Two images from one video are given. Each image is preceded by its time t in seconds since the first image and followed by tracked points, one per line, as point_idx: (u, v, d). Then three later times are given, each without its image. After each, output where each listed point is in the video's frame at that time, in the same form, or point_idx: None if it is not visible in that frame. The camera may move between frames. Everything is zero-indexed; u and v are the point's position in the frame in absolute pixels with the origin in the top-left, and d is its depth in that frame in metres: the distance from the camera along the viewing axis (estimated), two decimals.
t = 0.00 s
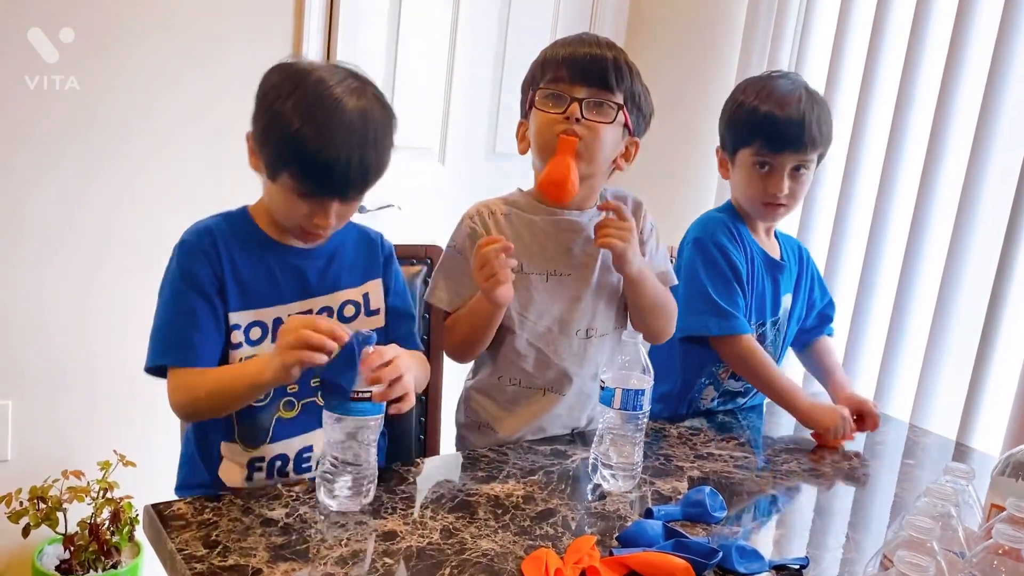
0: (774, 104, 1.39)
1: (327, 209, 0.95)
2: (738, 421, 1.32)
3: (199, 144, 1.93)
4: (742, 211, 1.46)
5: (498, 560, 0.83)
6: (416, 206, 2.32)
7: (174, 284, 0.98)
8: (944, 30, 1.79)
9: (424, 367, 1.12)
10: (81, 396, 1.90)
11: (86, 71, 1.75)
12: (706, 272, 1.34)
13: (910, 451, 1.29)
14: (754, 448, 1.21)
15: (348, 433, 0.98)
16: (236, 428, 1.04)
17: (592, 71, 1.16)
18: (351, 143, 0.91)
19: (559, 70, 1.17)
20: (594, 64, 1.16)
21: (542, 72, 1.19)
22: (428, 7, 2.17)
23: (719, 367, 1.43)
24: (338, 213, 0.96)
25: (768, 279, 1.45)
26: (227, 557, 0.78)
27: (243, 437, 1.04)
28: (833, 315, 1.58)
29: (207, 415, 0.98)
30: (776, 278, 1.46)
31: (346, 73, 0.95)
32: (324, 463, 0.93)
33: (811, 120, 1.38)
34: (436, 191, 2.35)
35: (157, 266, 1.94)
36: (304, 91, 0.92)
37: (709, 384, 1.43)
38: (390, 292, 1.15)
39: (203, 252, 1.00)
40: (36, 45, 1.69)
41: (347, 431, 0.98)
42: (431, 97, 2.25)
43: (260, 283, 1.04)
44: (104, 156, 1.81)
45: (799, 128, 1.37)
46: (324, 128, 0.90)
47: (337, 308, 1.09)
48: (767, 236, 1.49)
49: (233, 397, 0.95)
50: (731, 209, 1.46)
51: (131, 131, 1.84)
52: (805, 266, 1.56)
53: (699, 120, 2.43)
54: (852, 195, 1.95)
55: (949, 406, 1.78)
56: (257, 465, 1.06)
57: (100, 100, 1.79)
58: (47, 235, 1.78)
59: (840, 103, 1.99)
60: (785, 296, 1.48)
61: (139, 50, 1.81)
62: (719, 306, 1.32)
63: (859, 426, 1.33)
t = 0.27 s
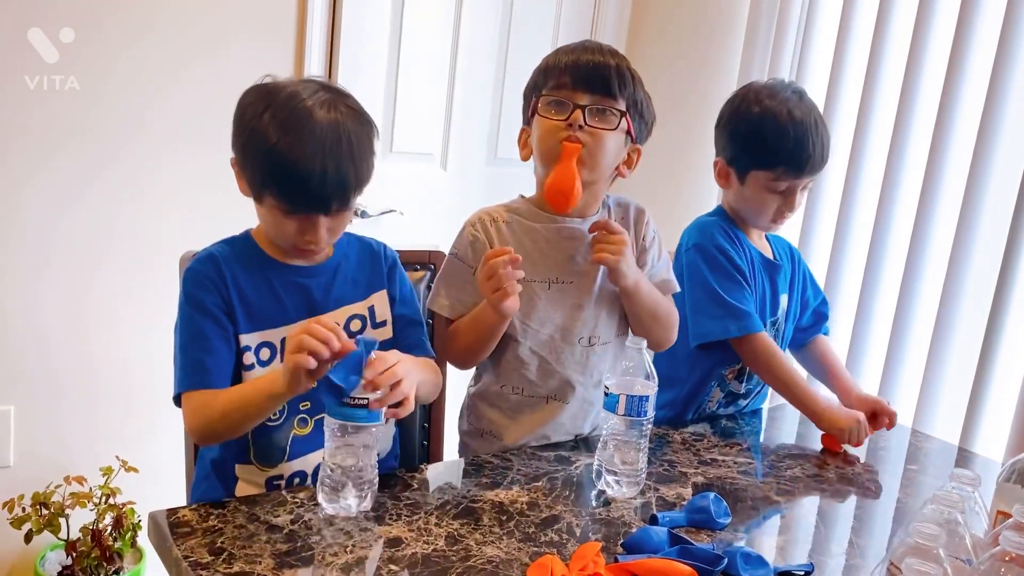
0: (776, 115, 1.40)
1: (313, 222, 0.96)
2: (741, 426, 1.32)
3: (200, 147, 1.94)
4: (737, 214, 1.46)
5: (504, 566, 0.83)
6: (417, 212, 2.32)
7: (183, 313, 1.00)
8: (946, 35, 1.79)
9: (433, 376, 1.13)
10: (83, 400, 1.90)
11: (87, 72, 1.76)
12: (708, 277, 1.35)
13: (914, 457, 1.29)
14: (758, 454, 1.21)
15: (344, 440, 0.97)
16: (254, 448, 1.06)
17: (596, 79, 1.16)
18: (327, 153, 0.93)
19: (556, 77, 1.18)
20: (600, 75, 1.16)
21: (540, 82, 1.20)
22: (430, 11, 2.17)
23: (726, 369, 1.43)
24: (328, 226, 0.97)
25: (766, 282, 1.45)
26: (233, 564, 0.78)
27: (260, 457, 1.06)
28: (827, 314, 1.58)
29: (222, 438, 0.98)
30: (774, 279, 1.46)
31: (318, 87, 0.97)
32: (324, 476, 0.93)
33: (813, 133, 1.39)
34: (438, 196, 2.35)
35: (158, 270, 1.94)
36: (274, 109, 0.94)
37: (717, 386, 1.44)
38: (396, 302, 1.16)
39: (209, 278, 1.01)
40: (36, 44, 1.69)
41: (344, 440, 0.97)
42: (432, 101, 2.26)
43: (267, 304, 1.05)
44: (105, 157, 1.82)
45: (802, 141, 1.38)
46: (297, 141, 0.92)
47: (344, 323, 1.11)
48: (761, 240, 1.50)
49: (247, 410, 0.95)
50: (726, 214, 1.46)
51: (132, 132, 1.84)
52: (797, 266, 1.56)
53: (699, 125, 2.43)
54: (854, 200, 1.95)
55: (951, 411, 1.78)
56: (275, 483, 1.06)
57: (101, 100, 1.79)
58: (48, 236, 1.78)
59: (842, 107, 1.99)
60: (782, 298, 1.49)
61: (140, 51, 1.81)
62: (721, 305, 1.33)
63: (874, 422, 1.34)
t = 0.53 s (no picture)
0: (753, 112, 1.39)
1: (307, 225, 0.96)
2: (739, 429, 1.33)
3: (200, 149, 1.95)
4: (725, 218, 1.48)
5: (503, 569, 0.84)
6: (416, 215, 2.32)
7: (180, 326, 1.00)
8: (944, 38, 1.79)
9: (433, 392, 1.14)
10: (82, 403, 1.90)
11: (88, 73, 1.76)
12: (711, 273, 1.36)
13: (912, 460, 1.29)
14: (756, 457, 1.21)
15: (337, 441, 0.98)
16: (254, 459, 1.06)
17: (593, 84, 1.17)
18: (318, 153, 0.94)
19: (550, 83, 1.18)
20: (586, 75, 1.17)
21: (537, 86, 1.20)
22: (429, 14, 2.18)
23: (724, 368, 1.44)
24: (322, 229, 0.97)
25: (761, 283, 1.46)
26: (232, 567, 0.78)
27: (261, 466, 1.07)
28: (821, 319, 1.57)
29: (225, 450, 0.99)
30: (770, 280, 1.47)
31: (308, 91, 0.99)
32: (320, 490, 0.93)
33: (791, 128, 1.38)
34: (437, 201, 2.36)
35: (157, 273, 1.94)
36: (266, 111, 0.96)
37: (716, 387, 1.44)
38: (396, 309, 1.17)
39: (206, 291, 1.01)
40: (36, 45, 1.69)
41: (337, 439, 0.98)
42: (431, 104, 2.27)
43: (265, 314, 1.06)
44: (105, 158, 1.82)
45: (778, 137, 1.37)
46: (288, 141, 0.94)
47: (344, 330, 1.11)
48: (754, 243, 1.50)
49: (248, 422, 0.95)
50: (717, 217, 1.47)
51: (132, 134, 1.84)
52: (794, 273, 1.56)
53: (697, 129, 2.44)
54: (852, 202, 1.95)
55: (950, 414, 1.78)
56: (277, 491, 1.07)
57: (101, 101, 1.79)
58: (48, 237, 1.78)
59: (840, 110, 2.00)
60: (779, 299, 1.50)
61: (140, 53, 1.82)
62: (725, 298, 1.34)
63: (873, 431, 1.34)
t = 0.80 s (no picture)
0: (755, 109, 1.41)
1: (299, 219, 0.97)
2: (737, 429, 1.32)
3: (198, 150, 1.95)
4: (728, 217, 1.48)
5: (500, 570, 0.83)
6: (415, 217, 2.32)
7: (175, 328, 1.00)
8: (942, 38, 1.80)
9: (432, 389, 1.14)
10: (81, 404, 1.90)
11: (87, 73, 1.76)
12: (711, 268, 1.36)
13: (910, 460, 1.29)
14: (754, 457, 1.21)
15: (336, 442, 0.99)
16: (249, 462, 1.06)
17: (587, 84, 1.17)
18: (308, 147, 0.96)
19: (544, 82, 1.18)
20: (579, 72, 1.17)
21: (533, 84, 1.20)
22: (428, 16, 2.18)
23: (716, 367, 1.44)
24: (315, 224, 0.99)
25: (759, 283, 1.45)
26: (228, 568, 0.78)
27: (256, 470, 1.06)
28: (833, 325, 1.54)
29: (216, 453, 0.98)
30: (770, 282, 1.46)
31: (297, 87, 1.01)
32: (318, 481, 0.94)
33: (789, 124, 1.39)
34: (435, 203, 2.36)
35: (156, 275, 1.94)
36: (257, 106, 0.98)
37: (707, 385, 1.44)
38: (392, 311, 1.16)
39: (201, 293, 1.01)
40: (36, 44, 1.69)
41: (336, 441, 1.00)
42: (430, 106, 2.27)
43: (261, 316, 1.06)
44: (104, 159, 1.82)
45: (773, 132, 1.38)
46: (279, 136, 0.96)
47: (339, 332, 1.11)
48: (759, 246, 1.50)
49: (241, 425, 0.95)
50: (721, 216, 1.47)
51: (131, 135, 1.84)
52: (805, 275, 1.56)
53: (695, 131, 2.44)
54: (851, 203, 1.95)
55: (949, 416, 1.78)
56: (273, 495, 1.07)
57: (101, 101, 1.79)
58: (47, 238, 1.78)
59: (839, 111, 2.00)
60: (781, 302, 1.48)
61: (139, 53, 1.82)
62: (721, 290, 1.34)
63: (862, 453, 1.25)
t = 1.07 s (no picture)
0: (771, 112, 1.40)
1: (292, 212, 0.98)
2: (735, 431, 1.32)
3: (196, 152, 1.95)
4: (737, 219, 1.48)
5: (494, 572, 0.83)
6: (412, 219, 2.32)
7: (170, 330, 1.00)
8: (939, 39, 1.80)
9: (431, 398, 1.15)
10: (79, 406, 1.89)
11: (85, 73, 1.76)
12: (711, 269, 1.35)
13: (907, 461, 1.29)
14: (750, 459, 1.21)
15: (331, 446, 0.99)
16: (244, 464, 1.06)
17: (579, 90, 1.16)
18: (300, 141, 0.97)
19: (535, 85, 1.18)
20: (569, 76, 1.16)
21: (524, 87, 1.20)
22: (426, 17, 2.19)
23: (714, 374, 1.43)
24: (308, 218, 0.99)
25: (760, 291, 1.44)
26: (220, 570, 0.78)
27: (251, 471, 1.06)
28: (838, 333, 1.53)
29: (207, 456, 0.98)
30: (772, 289, 1.46)
31: (289, 83, 1.03)
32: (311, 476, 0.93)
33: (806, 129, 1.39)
34: (433, 204, 2.36)
35: (153, 276, 1.94)
36: (250, 102, 0.99)
37: (703, 392, 1.44)
38: (388, 313, 1.16)
39: (196, 295, 1.01)
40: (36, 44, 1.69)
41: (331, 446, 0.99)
42: (428, 108, 2.27)
43: (256, 318, 1.06)
44: (103, 159, 1.82)
45: (786, 134, 1.38)
46: (271, 130, 0.97)
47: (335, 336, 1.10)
48: (765, 253, 1.49)
49: (233, 429, 0.95)
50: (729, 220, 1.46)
51: (130, 136, 1.84)
52: (812, 280, 1.55)
53: (692, 132, 2.44)
54: (849, 204, 1.95)
55: (947, 417, 1.78)
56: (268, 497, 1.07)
57: (100, 102, 1.79)
58: (46, 239, 1.77)
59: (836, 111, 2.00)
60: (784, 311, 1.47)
61: (138, 54, 1.81)
62: (721, 290, 1.33)
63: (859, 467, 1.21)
